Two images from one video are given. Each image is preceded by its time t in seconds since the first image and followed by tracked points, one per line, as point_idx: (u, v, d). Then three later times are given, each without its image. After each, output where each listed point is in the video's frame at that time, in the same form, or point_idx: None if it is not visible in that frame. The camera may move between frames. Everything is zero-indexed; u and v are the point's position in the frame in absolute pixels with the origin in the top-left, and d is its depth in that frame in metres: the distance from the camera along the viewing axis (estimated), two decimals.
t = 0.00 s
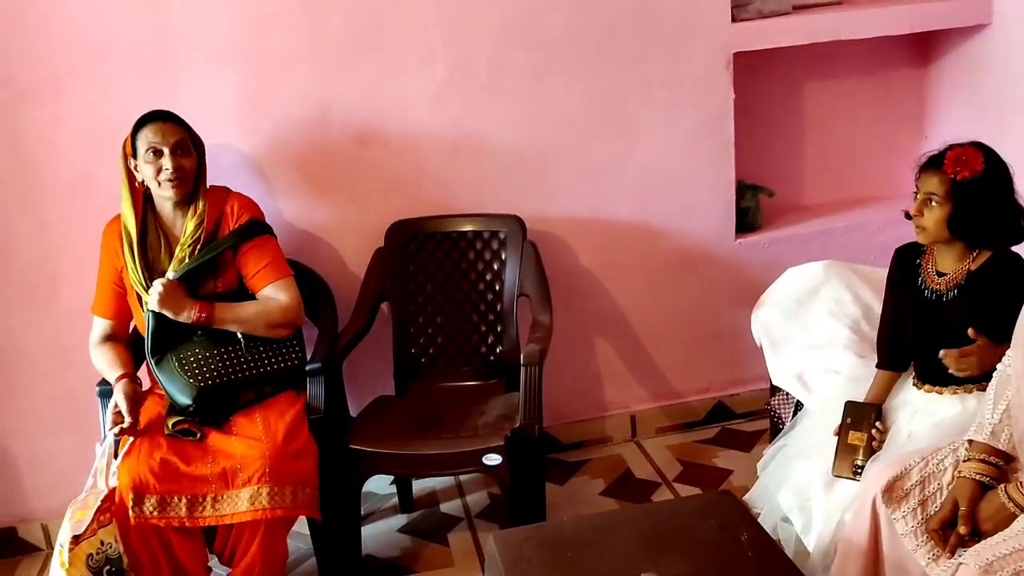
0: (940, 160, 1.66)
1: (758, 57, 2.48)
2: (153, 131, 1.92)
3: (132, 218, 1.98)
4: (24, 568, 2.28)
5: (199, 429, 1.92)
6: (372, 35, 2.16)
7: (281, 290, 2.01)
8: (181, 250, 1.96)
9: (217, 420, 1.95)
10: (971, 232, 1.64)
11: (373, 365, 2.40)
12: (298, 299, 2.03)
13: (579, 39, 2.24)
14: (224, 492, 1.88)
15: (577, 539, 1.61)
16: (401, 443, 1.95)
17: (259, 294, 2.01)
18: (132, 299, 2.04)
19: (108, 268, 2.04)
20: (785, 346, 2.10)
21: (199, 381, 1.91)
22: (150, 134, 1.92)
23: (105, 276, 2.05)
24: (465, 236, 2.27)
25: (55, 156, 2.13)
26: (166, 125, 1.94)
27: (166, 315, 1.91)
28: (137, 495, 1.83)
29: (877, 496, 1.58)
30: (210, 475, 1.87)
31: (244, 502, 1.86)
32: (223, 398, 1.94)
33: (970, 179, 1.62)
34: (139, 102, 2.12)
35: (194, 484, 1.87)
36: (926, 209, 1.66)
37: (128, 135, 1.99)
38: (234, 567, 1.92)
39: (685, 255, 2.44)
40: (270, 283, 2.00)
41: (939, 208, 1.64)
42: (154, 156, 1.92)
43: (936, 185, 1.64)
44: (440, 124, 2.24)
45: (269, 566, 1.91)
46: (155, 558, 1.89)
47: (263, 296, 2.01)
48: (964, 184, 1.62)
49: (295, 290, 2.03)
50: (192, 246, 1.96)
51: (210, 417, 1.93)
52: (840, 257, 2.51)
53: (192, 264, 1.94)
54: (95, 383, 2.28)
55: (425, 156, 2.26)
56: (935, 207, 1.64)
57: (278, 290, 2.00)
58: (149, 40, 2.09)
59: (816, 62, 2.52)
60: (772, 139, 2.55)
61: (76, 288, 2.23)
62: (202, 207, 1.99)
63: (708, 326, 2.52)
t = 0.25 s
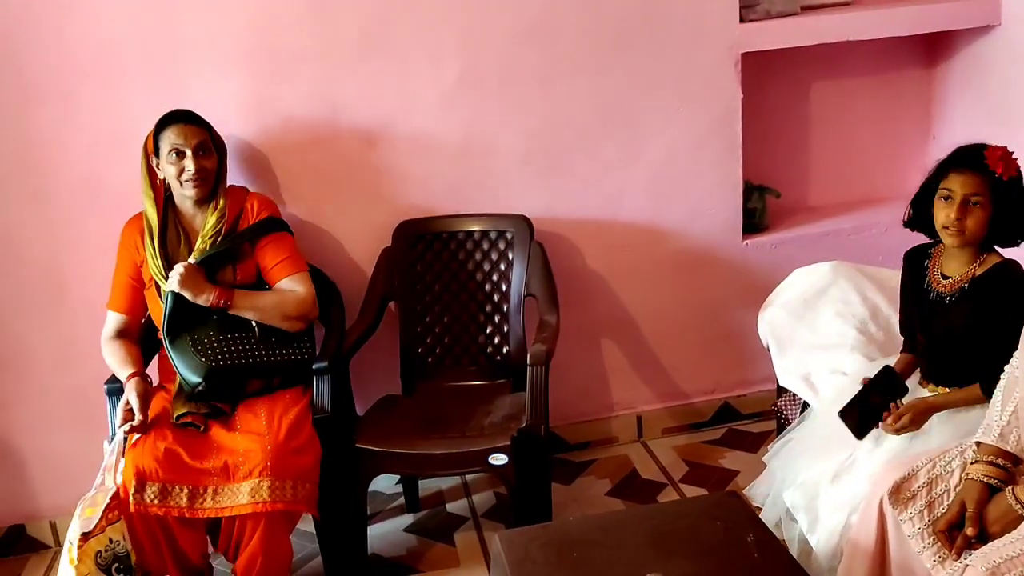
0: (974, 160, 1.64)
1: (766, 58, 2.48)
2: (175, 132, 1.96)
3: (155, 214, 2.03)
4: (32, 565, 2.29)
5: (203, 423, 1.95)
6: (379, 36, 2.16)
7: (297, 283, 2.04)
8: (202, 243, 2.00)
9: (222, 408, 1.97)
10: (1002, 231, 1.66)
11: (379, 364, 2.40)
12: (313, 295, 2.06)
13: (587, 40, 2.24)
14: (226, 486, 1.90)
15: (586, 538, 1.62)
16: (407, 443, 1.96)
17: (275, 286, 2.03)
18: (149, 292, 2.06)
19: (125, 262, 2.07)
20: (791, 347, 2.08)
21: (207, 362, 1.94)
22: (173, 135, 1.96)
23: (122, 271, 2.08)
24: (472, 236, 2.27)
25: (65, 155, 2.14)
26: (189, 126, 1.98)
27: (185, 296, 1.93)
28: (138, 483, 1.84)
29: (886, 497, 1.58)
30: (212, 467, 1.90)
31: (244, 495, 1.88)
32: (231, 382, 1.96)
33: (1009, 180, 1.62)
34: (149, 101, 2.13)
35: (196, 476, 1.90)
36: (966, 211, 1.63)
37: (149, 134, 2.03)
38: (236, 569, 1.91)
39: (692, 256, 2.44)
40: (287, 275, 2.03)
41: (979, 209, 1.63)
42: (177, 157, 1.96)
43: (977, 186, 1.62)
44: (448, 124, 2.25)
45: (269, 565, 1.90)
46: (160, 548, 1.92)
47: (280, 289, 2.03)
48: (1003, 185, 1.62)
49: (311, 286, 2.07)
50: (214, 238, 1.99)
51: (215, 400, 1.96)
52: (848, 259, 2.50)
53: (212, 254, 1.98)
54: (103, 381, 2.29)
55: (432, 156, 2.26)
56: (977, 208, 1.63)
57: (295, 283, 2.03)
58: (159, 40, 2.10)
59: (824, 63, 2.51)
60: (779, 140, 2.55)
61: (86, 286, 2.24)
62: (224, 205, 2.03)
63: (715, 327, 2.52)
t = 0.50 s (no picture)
0: (967, 160, 1.63)
1: (769, 58, 2.47)
2: (194, 134, 2.02)
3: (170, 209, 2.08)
4: (35, 563, 2.30)
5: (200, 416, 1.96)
6: (382, 35, 2.16)
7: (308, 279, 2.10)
8: (215, 235, 2.05)
9: (220, 399, 1.98)
10: (998, 230, 1.63)
11: (381, 363, 2.40)
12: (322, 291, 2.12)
13: (589, 40, 2.23)
14: (222, 479, 1.88)
15: (588, 537, 1.61)
16: (409, 443, 1.95)
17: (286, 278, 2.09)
18: (160, 287, 2.10)
19: (137, 258, 2.11)
20: (794, 347, 2.09)
21: (219, 341, 1.95)
22: (191, 137, 2.02)
23: (131, 268, 2.12)
24: (474, 236, 2.27)
25: (69, 154, 2.14)
26: (205, 128, 2.04)
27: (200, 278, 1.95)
28: (134, 485, 1.86)
29: (888, 498, 1.58)
30: (208, 462, 1.89)
31: (243, 489, 1.87)
32: (238, 365, 1.98)
33: (1003, 178, 1.60)
34: (152, 100, 2.13)
35: (191, 471, 1.88)
36: (957, 211, 1.63)
37: (166, 134, 2.09)
38: (239, 569, 1.91)
39: (694, 256, 2.44)
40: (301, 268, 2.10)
41: (970, 209, 1.62)
42: (195, 158, 2.02)
43: (968, 186, 1.61)
44: (450, 124, 2.25)
45: (265, 564, 1.89)
46: (157, 546, 1.93)
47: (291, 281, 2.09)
48: (995, 185, 1.60)
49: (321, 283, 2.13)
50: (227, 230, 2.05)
51: (220, 380, 1.95)
52: (850, 259, 2.50)
53: (223, 245, 2.02)
54: (106, 380, 2.30)
55: (434, 156, 2.26)
56: (967, 209, 1.62)
57: (307, 278, 2.09)
58: (162, 39, 2.10)
59: (827, 63, 2.51)
60: (782, 140, 2.55)
61: (88, 285, 2.24)
62: (238, 204, 2.09)
63: (718, 327, 2.51)
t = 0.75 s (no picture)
0: (961, 164, 1.65)
1: (768, 58, 2.48)
2: (207, 145, 2.02)
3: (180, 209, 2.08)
4: (32, 562, 2.29)
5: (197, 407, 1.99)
6: (382, 34, 2.17)
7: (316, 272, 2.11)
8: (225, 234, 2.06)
9: (219, 389, 1.99)
10: (987, 235, 1.64)
11: (380, 362, 2.40)
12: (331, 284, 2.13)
13: (588, 40, 2.24)
14: (223, 477, 1.89)
15: (585, 536, 1.62)
16: (407, 442, 1.96)
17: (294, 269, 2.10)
18: (166, 280, 2.10)
19: (142, 252, 2.12)
20: (792, 347, 2.07)
21: (224, 321, 1.92)
22: (204, 147, 2.02)
23: (136, 263, 2.12)
24: (473, 236, 2.27)
25: (68, 153, 2.14)
26: (219, 139, 2.04)
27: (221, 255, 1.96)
28: (134, 485, 1.86)
29: (885, 497, 1.58)
30: (208, 459, 1.89)
31: (243, 487, 1.88)
32: (245, 346, 1.95)
33: (993, 183, 1.61)
34: (152, 99, 2.14)
35: (192, 469, 1.89)
36: (947, 214, 1.66)
37: (177, 134, 2.10)
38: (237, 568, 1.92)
39: (693, 256, 2.44)
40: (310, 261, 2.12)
41: (961, 212, 1.64)
42: (207, 167, 2.03)
43: (958, 189, 1.63)
44: (449, 123, 2.25)
45: (261, 563, 1.90)
46: (153, 548, 1.93)
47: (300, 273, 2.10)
48: (986, 189, 1.61)
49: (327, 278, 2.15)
50: (238, 224, 2.07)
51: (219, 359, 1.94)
52: (848, 259, 2.50)
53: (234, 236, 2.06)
54: (104, 379, 2.30)
55: (434, 155, 2.27)
56: (956, 212, 1.64)
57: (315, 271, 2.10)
58: (162, 38, 2.10)
59: (826, 63, 2.51)
60: (781, 140, 2.55)
61: (87, 284, 2.24)
62: (249, 204, 2.11)
63: (716, 327, 2.52)
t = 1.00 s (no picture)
0: (952, 172, 1.66)
1: (758, 58, 2.48)
2: (197, 141, 2.02)
3: (171, 209, 2.08)
4: (20, 562, 2.28)
5: (187, 406, 2.01)
6: (373, 33, 2.16)
7: (306, 277, 2.10)
8: (214, 235, 2.05)
9: (208, 389, 2.00)
10: (973, 244, 1.65)
11: (370, 362, 2.40)
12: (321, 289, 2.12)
13: (579, 39, 2.24)
14: (218, 478, 1.88)
15: (576, 536, 1.62)
16: (398, 441, 1.95)
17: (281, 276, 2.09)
18: (157, 278, 2.09)
19: (132, 255, 2.10)
20: (782, 347, 2.08)
21: (215, 322, 1.89)
22: (193, 144, 2.02)
23: (127, 263, 2.11)
24: (464, 235, 2.27)
25: (57, 151, 2.13)
26: (208, 136, 2.04)
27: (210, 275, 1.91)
28: (129, 486, 1.85)
29: (875, 498, 1.60)
30: (204, 460, 1.89)
31: (238, 487, 1.87)
32: (233, 348, 1.93)
33: (981, 193, 1.62)
34: (142, 98, 2.13)
35: (188, 469, 1.89)
36: (934, 220, 1.66)
37: (168, 135, 2.09)
38: (226, 568, 1.91)
39: (684, 256, 2.44)
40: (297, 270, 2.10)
41: (948, 219, 1.64)
42: (197, 164, 2.03)
43: (946, 197, 1.64)
44: (441, 122, 2.25)
45: (251, 564, 1.89)
46: (140, 546, 1.90)
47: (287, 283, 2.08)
48: (974, 198, 1.62)
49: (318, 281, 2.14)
50: (229, 226, 2.06)
51: (211, 361, 1.93)
52: (838, 259, 2.51)
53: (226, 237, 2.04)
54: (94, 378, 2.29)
55: (425, 154, 2.26)
56: (943, 219, 1.65)
57: (304, 276, 2.10)
58: (152, 36, 2.09)
59: (816, 64, 2.52)
60: (771, 140, 2.56)
61: (77, 282, 2.23)
62: (239, 204, 2.10)
63: (706, 326, 2.52)
